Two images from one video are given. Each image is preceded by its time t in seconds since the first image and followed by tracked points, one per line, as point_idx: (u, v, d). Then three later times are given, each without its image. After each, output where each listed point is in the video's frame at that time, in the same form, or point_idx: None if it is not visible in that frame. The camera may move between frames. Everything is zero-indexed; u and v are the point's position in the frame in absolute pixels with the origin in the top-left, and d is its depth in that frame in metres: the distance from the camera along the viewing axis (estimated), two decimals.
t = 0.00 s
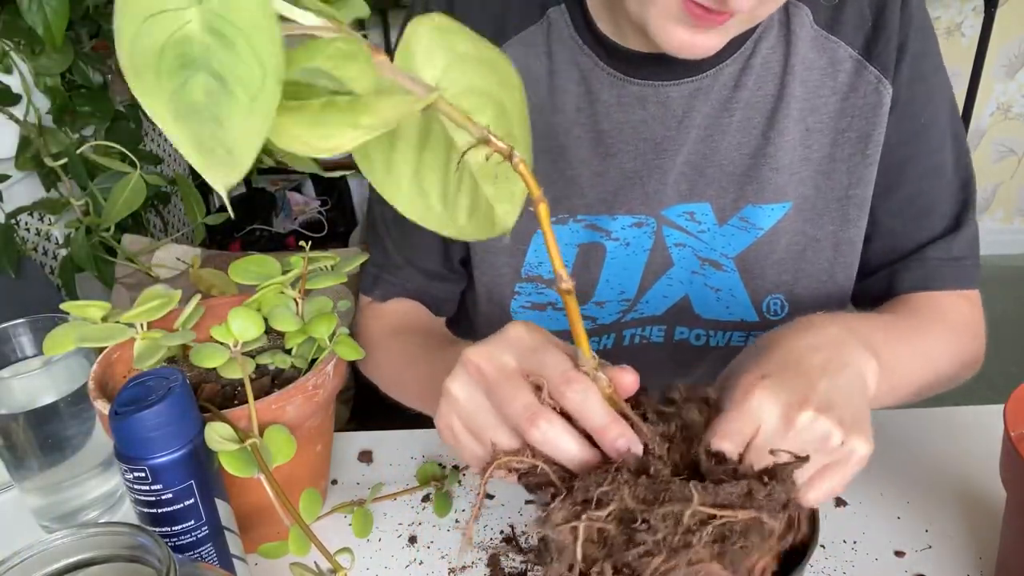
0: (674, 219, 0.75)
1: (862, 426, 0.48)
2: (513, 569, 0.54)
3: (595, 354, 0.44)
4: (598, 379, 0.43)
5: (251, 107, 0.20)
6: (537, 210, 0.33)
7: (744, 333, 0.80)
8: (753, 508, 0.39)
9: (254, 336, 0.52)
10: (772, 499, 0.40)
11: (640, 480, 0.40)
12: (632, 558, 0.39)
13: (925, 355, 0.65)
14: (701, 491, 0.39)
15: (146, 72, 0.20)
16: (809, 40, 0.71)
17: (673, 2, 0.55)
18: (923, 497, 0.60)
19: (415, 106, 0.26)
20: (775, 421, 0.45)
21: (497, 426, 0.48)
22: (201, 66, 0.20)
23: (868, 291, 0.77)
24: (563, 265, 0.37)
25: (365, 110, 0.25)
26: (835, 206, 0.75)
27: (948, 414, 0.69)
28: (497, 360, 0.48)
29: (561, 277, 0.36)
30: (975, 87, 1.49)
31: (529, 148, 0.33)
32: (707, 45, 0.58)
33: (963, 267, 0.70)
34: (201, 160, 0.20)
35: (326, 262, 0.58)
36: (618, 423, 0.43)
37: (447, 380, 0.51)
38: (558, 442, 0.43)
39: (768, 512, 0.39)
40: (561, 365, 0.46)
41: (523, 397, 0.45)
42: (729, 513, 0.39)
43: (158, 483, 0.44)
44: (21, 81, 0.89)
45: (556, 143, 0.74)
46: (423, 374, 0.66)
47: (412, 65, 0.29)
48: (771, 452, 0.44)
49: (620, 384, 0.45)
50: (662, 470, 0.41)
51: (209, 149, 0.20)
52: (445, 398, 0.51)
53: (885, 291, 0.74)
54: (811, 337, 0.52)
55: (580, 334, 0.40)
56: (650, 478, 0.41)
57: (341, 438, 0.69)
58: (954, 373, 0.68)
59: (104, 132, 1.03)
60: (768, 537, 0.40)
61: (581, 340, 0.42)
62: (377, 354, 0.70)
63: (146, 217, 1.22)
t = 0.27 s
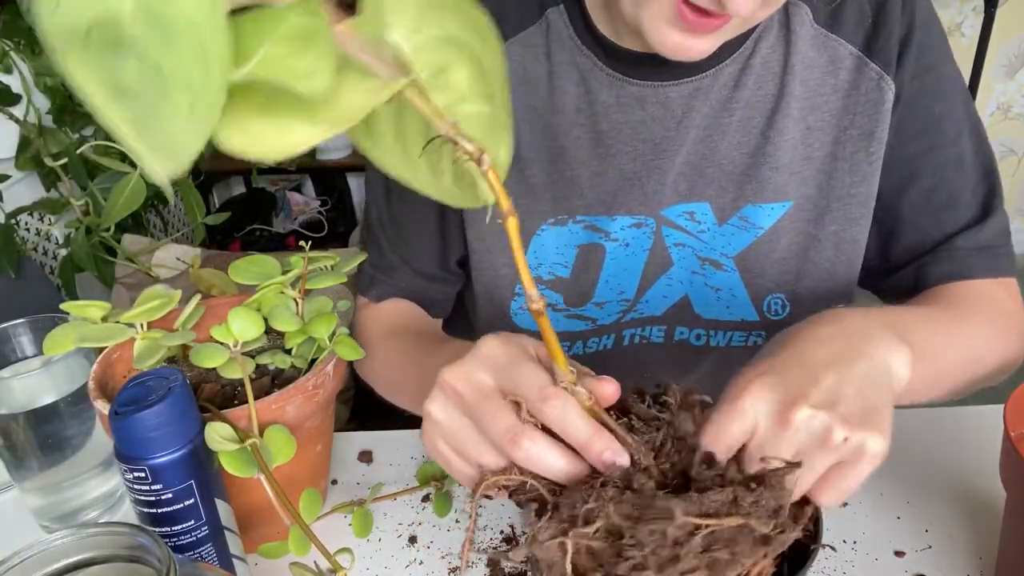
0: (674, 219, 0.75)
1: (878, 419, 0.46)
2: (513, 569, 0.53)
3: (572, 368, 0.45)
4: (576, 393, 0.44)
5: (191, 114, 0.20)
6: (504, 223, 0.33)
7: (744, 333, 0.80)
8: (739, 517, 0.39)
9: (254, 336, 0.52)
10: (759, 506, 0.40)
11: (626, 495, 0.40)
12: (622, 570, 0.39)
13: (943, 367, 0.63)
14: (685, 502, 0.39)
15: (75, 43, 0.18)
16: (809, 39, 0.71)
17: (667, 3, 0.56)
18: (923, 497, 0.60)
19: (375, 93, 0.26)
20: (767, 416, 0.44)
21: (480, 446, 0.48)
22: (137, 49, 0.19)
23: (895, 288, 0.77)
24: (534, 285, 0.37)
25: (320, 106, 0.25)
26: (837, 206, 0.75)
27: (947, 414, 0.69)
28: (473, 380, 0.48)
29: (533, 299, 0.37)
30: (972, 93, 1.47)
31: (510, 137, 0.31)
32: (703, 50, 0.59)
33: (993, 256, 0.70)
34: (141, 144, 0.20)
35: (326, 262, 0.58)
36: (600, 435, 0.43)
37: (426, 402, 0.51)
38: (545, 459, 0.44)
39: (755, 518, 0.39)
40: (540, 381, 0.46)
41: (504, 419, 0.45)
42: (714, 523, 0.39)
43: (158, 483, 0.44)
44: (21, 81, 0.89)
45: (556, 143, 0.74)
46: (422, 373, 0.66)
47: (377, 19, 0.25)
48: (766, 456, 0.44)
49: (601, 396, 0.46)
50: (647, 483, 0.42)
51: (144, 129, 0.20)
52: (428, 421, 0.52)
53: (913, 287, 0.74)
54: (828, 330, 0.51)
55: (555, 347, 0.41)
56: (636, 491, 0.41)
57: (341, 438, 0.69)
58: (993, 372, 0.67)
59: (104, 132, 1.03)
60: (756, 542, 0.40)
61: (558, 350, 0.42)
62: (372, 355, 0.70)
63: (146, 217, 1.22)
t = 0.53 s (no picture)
0: (673, 224, 0.75)
1: (894, 419, 0.47)
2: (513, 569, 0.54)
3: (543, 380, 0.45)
4: (551, 404, 0.44)
5: (94, 223, 0.21)
6: (447, 249, 0.34)
7: (745, 337, 0.80)
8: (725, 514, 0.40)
9: (254, 336, 0.52)
10: (746, 500, 0.40)
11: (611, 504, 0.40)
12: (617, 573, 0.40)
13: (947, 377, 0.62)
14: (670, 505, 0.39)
15: None
16: (809, 43, 0.71)
17: (672, 8, 0.55)
18: (923, 498, 0.60)
19: (281, 154, 0.26)
20: (785, 395, 0.46)
21: (464, 462, 0.48)
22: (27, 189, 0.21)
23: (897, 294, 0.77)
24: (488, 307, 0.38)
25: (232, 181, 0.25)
26: (837, 210, 0.75)
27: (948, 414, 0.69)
28: (449, 398, 0.48)
29: (487, 320, 0.38)
30: (972, 88, 1.47)
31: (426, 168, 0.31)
32: (701, 53, 0.59)
33: (997, 262, 0.70)
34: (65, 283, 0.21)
35: (326, 263, 0.58)
36: (579, 442, 0.43)
37: (406, 423, 0.51)
38: (529, 471, 0.44)
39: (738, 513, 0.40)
40: (513, 398, 0.46)
41: (484, 435, 0.46)
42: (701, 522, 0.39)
43: (158, 483, 0.44)
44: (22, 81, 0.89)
45: (555, 146, 0.74)
46: (419, 376, 0.66)
47: (264, 71, 0.28)
48: (771, 437, 0.45)
49: (576, 403, 0.45)
50: (631, 487, 0.41)
51: (57, 264, 0.21)
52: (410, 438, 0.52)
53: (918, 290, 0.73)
54: (836, 335, 0.52)
55: (517, 356, 0.42)
56: (621, 497, 0.40)
57: (341, 438, 0.69)
58: (998, 376, 0.66)
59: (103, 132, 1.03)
60: (747, 535, 0.40)
61: (523, 360, 0.43)
62: (370, 359, 0.70)
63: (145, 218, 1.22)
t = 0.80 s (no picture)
0: (674, 226, 0.75)
1: (888, 416, 0.47)
2: (513, 569, 0.54)
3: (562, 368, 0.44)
4: (570, 391, 0.44)
5: (109, 253, 0.17)
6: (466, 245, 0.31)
7: (745, 339, 0.80)
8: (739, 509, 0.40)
9: (254, 336, 0.52)
10: (761, 496, 0.41)
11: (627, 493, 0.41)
12: (628, 561, 0.40)
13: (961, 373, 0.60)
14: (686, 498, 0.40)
15: None
16: (811, 44, 0.71)
17: (675, 18, 0.55)
18: (923, 497, 0.60)
19: (299, 161, 0.22)
20: (772, 405, 0.45)
21: (480, 448, 0.48)
22: (48, 221, 0.17)
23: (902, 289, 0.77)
24: (507, 295, 0.36)
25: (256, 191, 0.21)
26: (837, 211, 0.75)
27: (947, 413, 0.69)
28: (466, 384, 0.48)
29: (509, 309, 0.36)
30: (974, 86, 1.47)
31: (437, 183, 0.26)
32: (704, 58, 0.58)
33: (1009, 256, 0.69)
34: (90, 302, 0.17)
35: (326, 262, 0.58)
36: (597, 429, 0.43)
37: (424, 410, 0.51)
38: (545, 458, 0.44)
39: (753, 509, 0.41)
40: (530, 382, 0.46)
41: (500, 421, 0.46)
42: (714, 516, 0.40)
43: (158, 483, 0.44)
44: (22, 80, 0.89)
45: (556, 149, 0.74)
46: (420, 378, 0.65)
47: (272, 86, 0.24)
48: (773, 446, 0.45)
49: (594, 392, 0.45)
50: (646, 477, 0.42)
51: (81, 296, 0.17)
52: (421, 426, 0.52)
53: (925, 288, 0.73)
54: (841, 316, 0.50)
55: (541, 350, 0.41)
56: (637, 486, 0.42)
57: (341, 437, 0.69)
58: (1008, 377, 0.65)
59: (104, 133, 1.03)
60: (757, 530, 0.41)
61: (546, 356, 0.41)
62: (372, 359, 0.70)
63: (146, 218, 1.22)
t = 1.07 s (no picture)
0: (674, 226, 0.75)
1: (894, 430, 0.46)
2: (513, 568, 0.54)
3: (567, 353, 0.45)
4: (572, 377, 0.44)
5: (161, 133, 0.19)
6: (490, 214, 0.34)
7: (745, 339, 0.80)
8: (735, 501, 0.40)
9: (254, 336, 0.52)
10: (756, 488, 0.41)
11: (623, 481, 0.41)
12: (624, 551, 0.40)
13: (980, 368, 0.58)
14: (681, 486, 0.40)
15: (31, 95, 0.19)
16: (809, 44, 0.71)
17: (673, 18, 0.55)
18: (923, 498, 0.60)
19: (343, 98, 0.25)
20: (775, 411, 0.45)
21: (479, 431, 0.49)
22: (98, 89, 0.19)
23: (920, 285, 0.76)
24: (523, 273, 0.37)
25: (293, 116, 0.24)
26: (837, 210, 0.74)
27: (948, 414, 0.69)
28: (469, 369, 0.49)
29: (523, 288, 0.37)
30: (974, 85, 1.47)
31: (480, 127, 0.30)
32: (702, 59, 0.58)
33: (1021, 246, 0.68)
34: (107, 199, 0.19)
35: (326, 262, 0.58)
36: (595, 415, 0.43)
37: (423, 392, 0.52)
38: (543, 444, 0.44)
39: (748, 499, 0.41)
40: (533, 365, 0.46)
41: (500, 404, 0.46)
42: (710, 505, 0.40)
43: (158, 483, 0.44)
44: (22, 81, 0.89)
45: (555, 151, 0.74)
46: (421, 378, 0.65)
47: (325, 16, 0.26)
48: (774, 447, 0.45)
49: (596, 378, 0.46)
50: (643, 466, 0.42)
51: (105, 175, 0.20)
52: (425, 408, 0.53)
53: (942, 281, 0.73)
54: (860, 318, 0.48)
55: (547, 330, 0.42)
56: (634, 476, 0.42)
57: (341, 437, 0.69)
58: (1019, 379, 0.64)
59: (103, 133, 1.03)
60: (751, 523, 0.40)
61: (552, 335, 0.42)
62: (372, 359, 0.70)
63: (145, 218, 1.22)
